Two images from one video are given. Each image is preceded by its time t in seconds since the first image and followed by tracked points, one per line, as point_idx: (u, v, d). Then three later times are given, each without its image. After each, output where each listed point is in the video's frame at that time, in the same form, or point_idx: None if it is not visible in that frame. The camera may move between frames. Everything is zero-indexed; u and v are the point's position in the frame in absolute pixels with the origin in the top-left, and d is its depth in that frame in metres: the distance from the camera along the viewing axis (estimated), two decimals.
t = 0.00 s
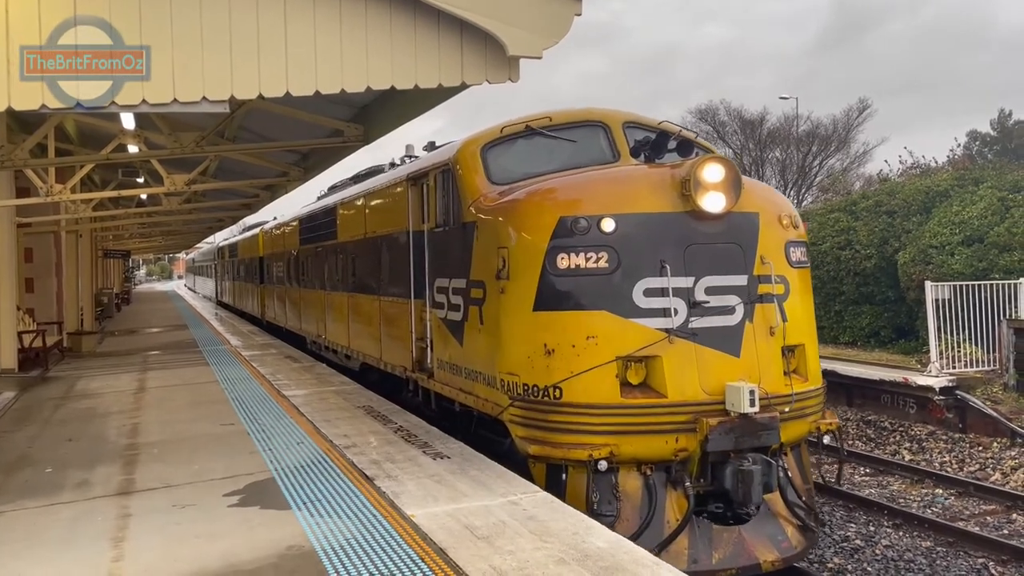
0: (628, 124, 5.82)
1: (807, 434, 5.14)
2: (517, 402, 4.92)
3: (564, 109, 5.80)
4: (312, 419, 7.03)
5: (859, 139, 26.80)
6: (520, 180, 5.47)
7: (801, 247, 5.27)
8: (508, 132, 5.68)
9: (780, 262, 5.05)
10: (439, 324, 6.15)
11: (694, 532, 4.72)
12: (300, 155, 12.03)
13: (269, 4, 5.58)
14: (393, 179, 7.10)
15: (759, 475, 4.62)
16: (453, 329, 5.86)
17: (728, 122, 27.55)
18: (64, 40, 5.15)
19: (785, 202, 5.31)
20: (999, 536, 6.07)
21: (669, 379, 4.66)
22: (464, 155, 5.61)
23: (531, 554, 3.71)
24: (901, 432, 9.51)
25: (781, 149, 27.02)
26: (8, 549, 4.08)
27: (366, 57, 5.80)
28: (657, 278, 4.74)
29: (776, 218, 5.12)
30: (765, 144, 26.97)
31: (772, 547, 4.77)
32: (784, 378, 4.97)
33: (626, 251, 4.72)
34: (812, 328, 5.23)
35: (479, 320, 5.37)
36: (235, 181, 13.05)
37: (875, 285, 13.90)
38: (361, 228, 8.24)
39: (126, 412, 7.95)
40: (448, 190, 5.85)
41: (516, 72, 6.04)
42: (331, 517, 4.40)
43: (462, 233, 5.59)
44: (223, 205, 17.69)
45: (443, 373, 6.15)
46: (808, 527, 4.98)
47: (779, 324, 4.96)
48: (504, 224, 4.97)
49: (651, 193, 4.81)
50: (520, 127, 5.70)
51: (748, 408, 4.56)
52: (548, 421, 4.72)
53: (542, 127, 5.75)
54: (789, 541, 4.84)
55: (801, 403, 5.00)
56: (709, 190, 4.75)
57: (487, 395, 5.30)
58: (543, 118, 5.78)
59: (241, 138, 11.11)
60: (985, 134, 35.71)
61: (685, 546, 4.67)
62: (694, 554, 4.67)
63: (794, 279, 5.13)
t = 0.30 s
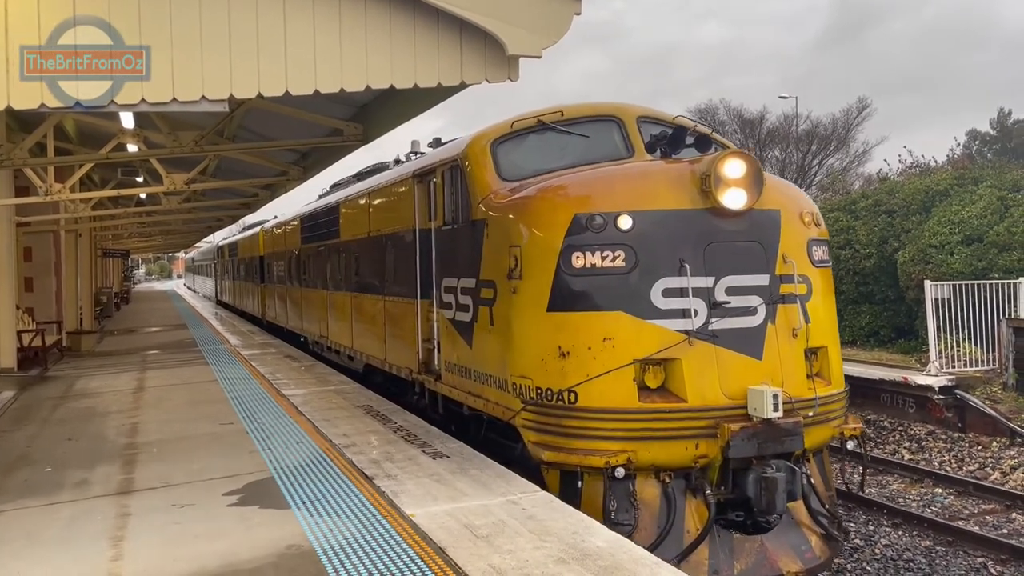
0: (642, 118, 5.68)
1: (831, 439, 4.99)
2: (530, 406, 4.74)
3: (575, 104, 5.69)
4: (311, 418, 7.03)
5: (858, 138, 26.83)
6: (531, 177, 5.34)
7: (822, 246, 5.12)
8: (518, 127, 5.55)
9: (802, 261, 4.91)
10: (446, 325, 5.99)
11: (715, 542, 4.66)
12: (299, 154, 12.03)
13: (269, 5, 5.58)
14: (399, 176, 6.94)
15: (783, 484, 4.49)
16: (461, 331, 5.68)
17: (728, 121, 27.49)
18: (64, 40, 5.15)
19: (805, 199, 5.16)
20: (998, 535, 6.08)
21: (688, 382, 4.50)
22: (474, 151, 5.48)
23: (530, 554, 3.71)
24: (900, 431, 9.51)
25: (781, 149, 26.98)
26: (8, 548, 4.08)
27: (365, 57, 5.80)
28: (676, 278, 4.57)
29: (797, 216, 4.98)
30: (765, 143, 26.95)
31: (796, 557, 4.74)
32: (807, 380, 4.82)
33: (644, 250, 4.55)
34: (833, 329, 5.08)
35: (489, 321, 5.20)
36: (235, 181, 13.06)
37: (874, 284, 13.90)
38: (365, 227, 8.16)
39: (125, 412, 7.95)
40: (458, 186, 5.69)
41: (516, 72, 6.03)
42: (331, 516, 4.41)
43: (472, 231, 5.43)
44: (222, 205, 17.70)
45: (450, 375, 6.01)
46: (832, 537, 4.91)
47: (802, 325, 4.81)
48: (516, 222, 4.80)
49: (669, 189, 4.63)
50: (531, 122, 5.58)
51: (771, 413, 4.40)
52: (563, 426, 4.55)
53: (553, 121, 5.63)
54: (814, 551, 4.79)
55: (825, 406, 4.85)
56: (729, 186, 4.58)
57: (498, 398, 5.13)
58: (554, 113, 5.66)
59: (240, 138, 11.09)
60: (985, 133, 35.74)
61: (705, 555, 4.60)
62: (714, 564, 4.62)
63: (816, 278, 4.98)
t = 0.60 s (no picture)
0: (658, 112, 5.48)
1: (857, 445, 4.69)
2: (544, 410, 4.49)
3: (590, 98, 5.45)
4: (310, 417, 7.04)
5: (857, 137, 26.87)
6: (544, 173, 5.12)
7: (847, 244, 4.86)
8: (530, 121, 5.30)
9: (828, 260, 4.64)
10: (454, 326, 5.78)
11: (738, 553, 4.36)
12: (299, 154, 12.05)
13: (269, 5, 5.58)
14: (405, 172, 6.75)
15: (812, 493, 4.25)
16: (470, 333, 5.45)
17: (727, 120, 27.50)
18: (63, 39, 5.15)
19: (828, 193, 4.90)
20: (997, 535, 6.09)
21: (711, 387, 4.24)
22: (483, 145, 5.24)
23: (529, 553, 3.71)
24: (900, 430, 9.52)
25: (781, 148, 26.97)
26: (7, 547, 4.08)
27: (365, 56, 5.79)
28: (698, 277, 4.32)
29: (822, 213, 4.71)
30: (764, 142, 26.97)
31: (823, 569, 4.44)
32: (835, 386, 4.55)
33: (665, 247, 4.30)
34: (860, 332, 4.81)
35: (500, 322, 4.97)
36: (234, 180, 13.08)
37: (874, 283, 13.92)
38: (368, 225, 8.05)
39: (124, 411, 7.95)
40: (467, 183, 5.47)
41: (515, 71, 6.04)
42: (330, 516, 4.40)
43: (481, 229, 5.20)
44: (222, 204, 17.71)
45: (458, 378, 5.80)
46: (861, 547, 4.60)
47: (828, 327, 4.54)
48: (529, 217, 4.55)
49: (691, 184, 4.39)
50: (542, 115, 5.35)
51: (799, 419, 4.16)
52: (580, 432, 4.31)
53: (567, 115, 5.39)
54: (841, 563, 4.50)
55: (853, 413, 4.59)
56: (753, 181, 4.33)
57: (510, 403, 4.88)
58: (568, 106, 5.42)
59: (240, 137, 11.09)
60: (984, 132, 35.72)
61: (729, 568, 4.31)
62: None
63: (842, 278, 4.71)
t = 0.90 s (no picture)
0: (676, 105, 5.32)
1: (888, 451, 4.55)
2: (562, 416, 4.33)
3: (607, 90, 5.30)
4: (310, 416, 7.04)
5: (857, 137, 26.89)
6: (560, 168, 4.96)
7: (876, 243, 4.68)
8: (545, 115, 5.17)
9: (858, 259, 4.45)
10: (465, 327, 5.60)
11: (766, 565, 4.22)
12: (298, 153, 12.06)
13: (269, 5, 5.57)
14: (413, 168, 6.56)
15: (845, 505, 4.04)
16: (483, 334, 5.28)
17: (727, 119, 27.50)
18: (63, 39, 5.14)
19: (856, 190, 4.70)
20: (996, 534, 6.10)
21: (739, 392, 4.06)
22: (497, 139, 5.08)
23: (529, 552, 3.72)
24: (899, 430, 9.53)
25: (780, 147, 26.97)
26: (7, 546, 4.09)
27: (364, 55, 5.79)
28: (723, 277, 4.15)
29: (851, 210, 4.51)
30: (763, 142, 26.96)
31: None
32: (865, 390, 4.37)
33: (689, 246, 4.14)
34: (889, 333, 4.63)
35: (514, 323, 4.80)
36: (233, 179, 13.09)
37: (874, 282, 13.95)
38: (374, 222, 7.91)
39: (124, 410, 7.94)
40: (479, 179, 5.29)
41: (514, 70, 6.05)
42: (329, 515, 4.41)
43: (494, 226, 5.03)
44: (221, 203, 17.70)
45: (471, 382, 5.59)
46: (891, 559, 4.49)
47: (858, 329, 4.36)
48: (545, 215, 4.39)
49: (716, 180, 4.22)
50: (558, 109, 5.20)
51: (832, 427, 3.97)
52: (600, 439, 4.15)
53: (583, 108, 5.24)
54: None
55: (883, 418, 4.42)
56: (782, 176, 4.15)
57: (526, 408, 4.71)
58: (584, 99, 5.28)
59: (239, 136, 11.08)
60: (983, 132, 35.69)
61: None
62: None
63: (872, 278, 4.52)
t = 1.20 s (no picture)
0: (698, 97, 5.10)
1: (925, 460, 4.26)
2: (583, 423, 4.10)
3: (626, 82, 5.07)
4: (309, 415, 7.03)
5: (856, 136, 26.96)
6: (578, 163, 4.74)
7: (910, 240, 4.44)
8: (561, 107, 4.95)
9: (894, 257, 4.21)
10: (476, 328, 5.38)
11: None
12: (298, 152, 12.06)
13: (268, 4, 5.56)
14: (420, 164, 6.33)
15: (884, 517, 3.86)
16: (496, 336, 5.06)
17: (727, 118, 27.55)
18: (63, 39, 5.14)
19: (890, 186, 4.46)
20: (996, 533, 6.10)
21: (771, 399, 3.83)
22: (512, 133, 4.86)
23: (528, 551, 3.71)
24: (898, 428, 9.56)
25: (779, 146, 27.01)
26: (6, 545, 4.09)
27: (362, 54, 5.78)
28: (753, 276, 3.91)
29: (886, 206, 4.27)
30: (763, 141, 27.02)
31: None
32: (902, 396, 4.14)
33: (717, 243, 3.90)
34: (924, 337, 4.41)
35: (530, 326, 4.58)
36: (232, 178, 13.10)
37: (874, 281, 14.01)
38: (379, 219, 7.73)
39: (123, 409, 7.93)
40: (492, 174, 5.06)
41: (513, 68, 6.05)
42: (329, 514, 4.40)
43: (508, 223, 4.81)
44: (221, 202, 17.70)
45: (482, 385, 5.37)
46: None
47: (895, 331, 4.12)
48: (564, 212, 4.16)
49: (746, 174, 3.99)
50: (575, 100, 4.98)
51: (870, 435, 3.73)
52: (624, 448, 3.91)
53: (601, 100, 5.02)
54: None
55: (921, 425, 4.18)
56: (815, 171, 3.91)
57: (543, 414, 4.48)
58: (602, 91, 5.05)
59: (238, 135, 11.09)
60: (982, 131, 35.72)
61: None
62: None
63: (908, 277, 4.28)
